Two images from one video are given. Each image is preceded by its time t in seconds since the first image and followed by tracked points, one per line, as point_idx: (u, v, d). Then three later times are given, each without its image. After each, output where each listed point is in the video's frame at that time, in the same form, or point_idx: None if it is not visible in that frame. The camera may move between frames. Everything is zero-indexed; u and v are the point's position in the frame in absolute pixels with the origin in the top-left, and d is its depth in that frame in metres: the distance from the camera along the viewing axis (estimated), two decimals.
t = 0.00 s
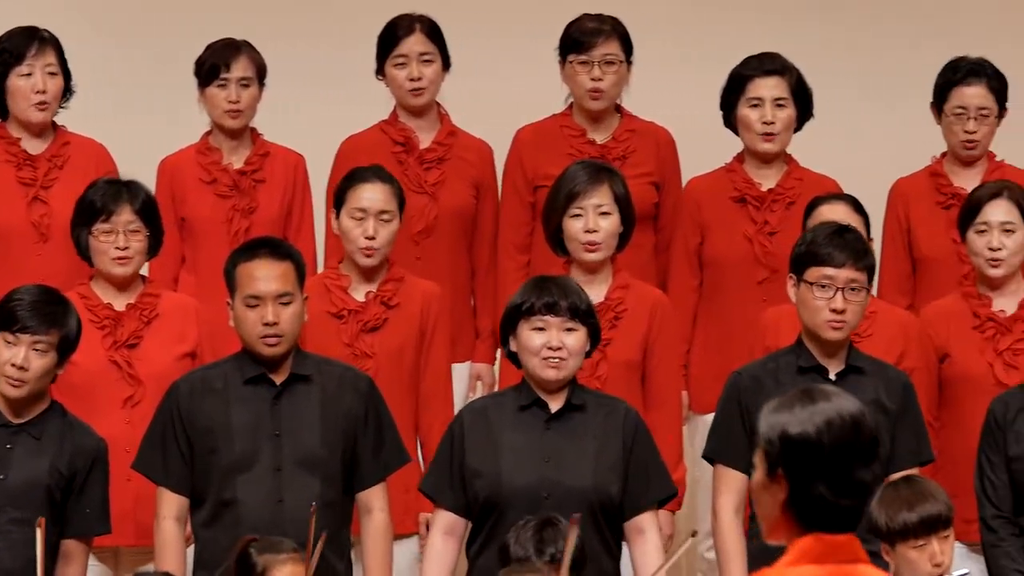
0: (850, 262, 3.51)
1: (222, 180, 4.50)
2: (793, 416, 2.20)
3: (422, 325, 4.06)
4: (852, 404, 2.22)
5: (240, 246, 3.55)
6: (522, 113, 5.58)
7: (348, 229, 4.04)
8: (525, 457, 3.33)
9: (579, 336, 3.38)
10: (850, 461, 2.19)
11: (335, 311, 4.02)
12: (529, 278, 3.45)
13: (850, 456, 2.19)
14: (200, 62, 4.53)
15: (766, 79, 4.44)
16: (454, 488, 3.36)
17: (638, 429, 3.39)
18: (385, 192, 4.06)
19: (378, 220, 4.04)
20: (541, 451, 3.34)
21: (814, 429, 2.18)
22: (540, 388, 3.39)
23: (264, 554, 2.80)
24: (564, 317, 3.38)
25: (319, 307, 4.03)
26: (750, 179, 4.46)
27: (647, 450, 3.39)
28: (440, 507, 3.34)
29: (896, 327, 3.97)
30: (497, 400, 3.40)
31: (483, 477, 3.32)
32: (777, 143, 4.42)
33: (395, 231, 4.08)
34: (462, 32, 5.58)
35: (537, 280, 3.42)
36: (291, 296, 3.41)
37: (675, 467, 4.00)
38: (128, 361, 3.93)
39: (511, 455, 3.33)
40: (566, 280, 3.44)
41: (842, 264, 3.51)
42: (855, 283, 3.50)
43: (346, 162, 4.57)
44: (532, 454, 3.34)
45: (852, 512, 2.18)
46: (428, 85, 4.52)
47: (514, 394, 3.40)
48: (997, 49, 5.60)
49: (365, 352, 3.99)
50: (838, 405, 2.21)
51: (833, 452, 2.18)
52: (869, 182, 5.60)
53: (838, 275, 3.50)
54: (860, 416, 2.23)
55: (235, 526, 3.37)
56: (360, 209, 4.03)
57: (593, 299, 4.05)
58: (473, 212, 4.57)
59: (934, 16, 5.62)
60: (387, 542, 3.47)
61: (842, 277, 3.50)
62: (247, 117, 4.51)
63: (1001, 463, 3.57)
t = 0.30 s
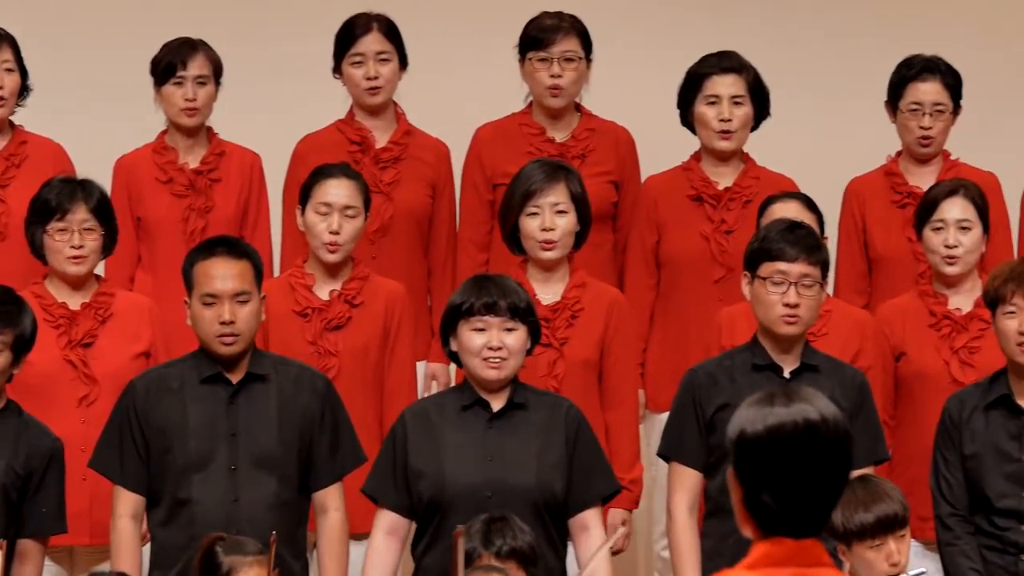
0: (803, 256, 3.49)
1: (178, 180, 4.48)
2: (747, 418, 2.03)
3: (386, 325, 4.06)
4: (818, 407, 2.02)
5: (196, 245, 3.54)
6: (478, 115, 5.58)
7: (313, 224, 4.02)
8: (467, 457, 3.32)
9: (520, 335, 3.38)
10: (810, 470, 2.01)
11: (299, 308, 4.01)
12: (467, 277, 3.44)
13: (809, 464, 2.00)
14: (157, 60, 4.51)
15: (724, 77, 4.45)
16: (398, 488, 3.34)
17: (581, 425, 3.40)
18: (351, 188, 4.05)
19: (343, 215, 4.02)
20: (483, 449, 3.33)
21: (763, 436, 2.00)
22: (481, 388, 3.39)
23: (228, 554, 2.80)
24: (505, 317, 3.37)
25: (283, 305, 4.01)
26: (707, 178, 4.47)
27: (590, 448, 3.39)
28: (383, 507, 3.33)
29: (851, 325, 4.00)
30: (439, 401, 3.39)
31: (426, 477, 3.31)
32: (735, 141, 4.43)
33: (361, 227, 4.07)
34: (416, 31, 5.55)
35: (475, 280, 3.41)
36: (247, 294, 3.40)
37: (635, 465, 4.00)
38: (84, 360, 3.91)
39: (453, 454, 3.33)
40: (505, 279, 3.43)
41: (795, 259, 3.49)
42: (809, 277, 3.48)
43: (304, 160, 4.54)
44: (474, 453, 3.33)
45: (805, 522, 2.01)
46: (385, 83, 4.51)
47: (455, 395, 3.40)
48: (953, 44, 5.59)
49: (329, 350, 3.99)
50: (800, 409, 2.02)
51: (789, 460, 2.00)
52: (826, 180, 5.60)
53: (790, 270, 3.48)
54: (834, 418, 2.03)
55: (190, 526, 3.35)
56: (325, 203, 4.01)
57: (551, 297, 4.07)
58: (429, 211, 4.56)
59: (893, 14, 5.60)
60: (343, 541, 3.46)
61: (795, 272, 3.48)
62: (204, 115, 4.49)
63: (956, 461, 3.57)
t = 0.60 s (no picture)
0: (745, 253, 3.48)
1: (132, 179, 4.47)
2: (701, 418, 2.02)
3: (348, 324, 4.07)
4: (765, 410, 2.01)
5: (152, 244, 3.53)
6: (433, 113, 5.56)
7: (275, 220, 4.02)
8: (405, 457, 3.33)
9: (454, 334, 3.39)
10: (765, 469, 2.00)
11: (260, 308, 4.00)
12: (400, 278, 3.44)
13: (756, 466, 1.99)
14: (111, 58, 4.49)
15: (677, 74, 4.47)
16: (336, 493, 3.32)
17: (517, 422, 3.40)
18: (314, 185, 4.05)
19: (305, 212, 4.02)
20: (421, 450, 3.34)
21: (715, 437, 2.00)
22: (416, 388, 3.39)
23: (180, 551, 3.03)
24: (439, 317, 3.38)
25: (244, 305, 4.00)
26: (662, 177, 4.49)
27: (528, 444, 3.40)
28: (325, 512, 3.31)
29: (804, 324, 4.03)
30: (374, 403, 3.38)
31: (365, 479, 3.30)
32: (688, 138, 4.46)
33: (323, 224, 4.07)
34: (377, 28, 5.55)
35: (409, 279, 3.41)
36: (204, 293, 3.40)
37: (589, 464, 4.03)
38: (37, 359, 3.90)
39: (390, 456, 3.32)
40: (438, 278, 3.43)
41: (736, 256, 3.49)
42: (752, 274, 3.48)
43: (257, 160, 4.55)
44: (412, 453, 3.33)
45: (761, 520, 2.01)
46: (338, 82, 4.51)
47: (391, 396, 3.39)
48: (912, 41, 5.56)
49: (290, 350, 3.99)
50: (752, 410, 2.01)
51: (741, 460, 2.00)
52: (781, 181, 5.58)
53: (733, 266, 3.47)
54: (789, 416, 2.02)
55: (143, 525, 3.36)
56: (288, 199, 4.01)
57: (506, 296, 4.08)
58: (382, 210, 4.57)
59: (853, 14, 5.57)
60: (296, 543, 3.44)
61: (737, 269, 3.48)
62: (158, 114, 4.48)
63: (909, 459, 3.58)
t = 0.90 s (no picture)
0: (682, 250, 3.46)
1: (87, 177, 4.46)
2: (663, 411, 2.03)
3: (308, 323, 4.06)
4: (705, 407, 2.02)
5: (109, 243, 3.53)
6: (388, 112, 5.57)
7: (238, 217, 4.02)
8: (344, 457, 3.32)
9: (390, 329, 3.39)
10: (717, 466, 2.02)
11: (221, 307, 4.00)
12: (335, 277, 3.45)
13: (695, 461, 2.01)
14: (66, 57, 4.45)
15: (631, 72, 4.49)
16: (277, 495, 3.32)
17: (457, 420, 3.41)
18: (276, 183, 4.05)
19: (268, 208, 4.02)
20: (360, 450, 3.33)
21: (676, 431, 2.01)
22: (354, 385, 3.38)
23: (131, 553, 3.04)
24: (373, 311, 3.39)
25: (205, 304, 4.01)
26: (616, 176, 4.51)
27: (467, 440, 3.40)
28: (265, 514, 3.30)
29: (758, 324, 4.07)
30: (313, 402, 3.38)
31: (305, 480, 3.30)
32: (643, 136, 4.48)
33: (286, 222, 4.07)
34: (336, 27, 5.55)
35: (343, 277, 3.43)
36: (162, 292, 3.40)
37: (545, 462, 4.06)
38: None
39: (330, 456, 3.32)
40: (373, 276, 3.44)
41: (673, 253, 3.46)
42: (688, 271, 3.45)
43: (210, 160, 4.54)
44: (351, 453, 3.33)
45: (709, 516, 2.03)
46: (292, 79, 4.51)
47: (330, 394, 3.39)
48: (866, 39, 5.58)
49: (251, 349, 4.00)
50: (715, 409, 2.02)
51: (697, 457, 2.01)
52: (736, 179, 5.60)
53: (670, 263, 3.45)
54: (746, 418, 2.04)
55: (98, 523, 3.35)
56: (250, 196, 4.02)
57: (462, 295, 4.10)
58: (335, 209, 4.58)
59: (807, 11, 5.59)
60: (248, 540, 3.46)
61: (674, 266, 3.45)
62: (113, 113, 4.45)
63: (863, 459, 3.57)
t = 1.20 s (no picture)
0: (616, 248, 3.48)
1: (43, 176, 4.44)
2: (609, 408, 2.00)
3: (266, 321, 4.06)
4: (646, 403, 2.00)
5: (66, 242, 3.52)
6: (343, 112, 5.57)
7: (195, 222, 4.02)
8: (297, 457, 3.32)
9: (342, 327, 3.40)
10: (660, 468, 1.98)
11: (180, 308, 4.00)
12: (287, 275, 3.46)
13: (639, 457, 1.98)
14: (22, 56, 4.42)
15: (588, 71, 4.49)
16: (230, 496, 3.31)
17: (409, 419, 3.41)
18: (235, 188, 4.04)
19: (226, 215, 4.02)
20: (313, 449, 3.33)
21: (620, 428, 1.98)
22: (305, 383, 3.38)
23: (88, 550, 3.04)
24: (326, 309, 3.39)
25: (164, 304, 4.00)
26: (572, 175, 4.52)
27: (419, 437, 3.41)
28: (218, 514, 3.30)
29: (714, 323, 4.10)
30: (264, 404, 3.38)
31: (258, 480, 3.29)
32: (600, 134, 4.48)
33: (244, 226, 4.06)
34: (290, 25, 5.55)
35: (296, 275, 3.43)
36: (121, 291, 3.39)
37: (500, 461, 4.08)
38: None
39: (283, 455, 3.31)
40: (325, 274, 3.45)
41: (608, 252, 3.48)
42: (623, 270, 3.47)
43: (164, 161, 4.52)
44: (305, 452, 3.32)
45: (647, 517, 1.98)
46: (246, 80, 4.51)
47: (282, 394, 3.39)
48: (820, 41, 5.56)
49: (210, 349, 3.99)
50: (661, 411, 1.99)
51: (641, 456, 1.98)
52: (690, 179, 5.59)
53: (604, 262, 3.47)
54: (695, 424, 2.00)
55: (55, 522, 3.35)
56: (208, 202, 4.01)
57: (419, 294, 4.10)
58: (289, 207, 4.57)
59: (759, 10, 5.58)
60: (202, 539, 3.44)
61: (609, 264, 3.47)
62: (69, 112, 4.43)
63: (819, 459, 3.56)
